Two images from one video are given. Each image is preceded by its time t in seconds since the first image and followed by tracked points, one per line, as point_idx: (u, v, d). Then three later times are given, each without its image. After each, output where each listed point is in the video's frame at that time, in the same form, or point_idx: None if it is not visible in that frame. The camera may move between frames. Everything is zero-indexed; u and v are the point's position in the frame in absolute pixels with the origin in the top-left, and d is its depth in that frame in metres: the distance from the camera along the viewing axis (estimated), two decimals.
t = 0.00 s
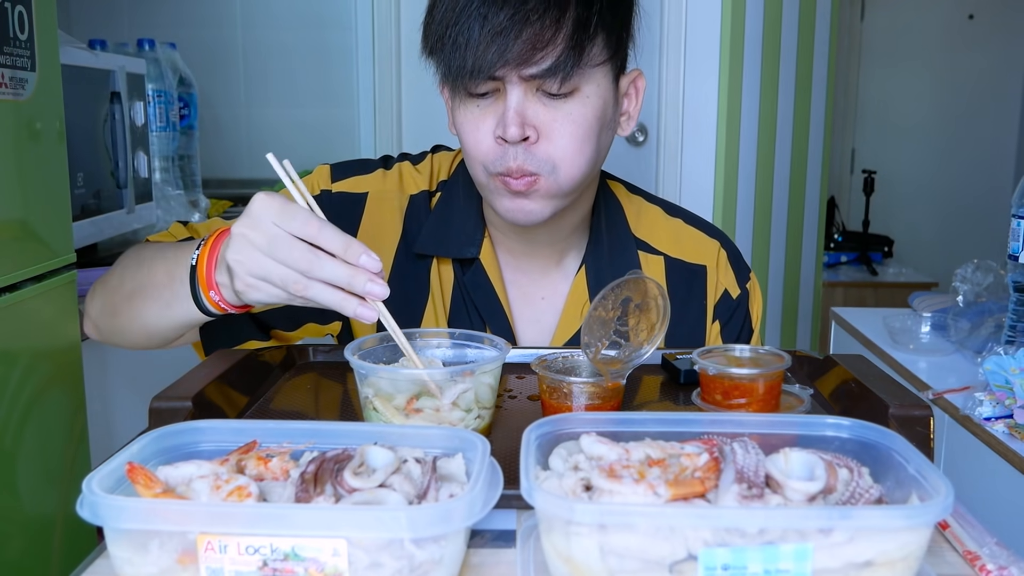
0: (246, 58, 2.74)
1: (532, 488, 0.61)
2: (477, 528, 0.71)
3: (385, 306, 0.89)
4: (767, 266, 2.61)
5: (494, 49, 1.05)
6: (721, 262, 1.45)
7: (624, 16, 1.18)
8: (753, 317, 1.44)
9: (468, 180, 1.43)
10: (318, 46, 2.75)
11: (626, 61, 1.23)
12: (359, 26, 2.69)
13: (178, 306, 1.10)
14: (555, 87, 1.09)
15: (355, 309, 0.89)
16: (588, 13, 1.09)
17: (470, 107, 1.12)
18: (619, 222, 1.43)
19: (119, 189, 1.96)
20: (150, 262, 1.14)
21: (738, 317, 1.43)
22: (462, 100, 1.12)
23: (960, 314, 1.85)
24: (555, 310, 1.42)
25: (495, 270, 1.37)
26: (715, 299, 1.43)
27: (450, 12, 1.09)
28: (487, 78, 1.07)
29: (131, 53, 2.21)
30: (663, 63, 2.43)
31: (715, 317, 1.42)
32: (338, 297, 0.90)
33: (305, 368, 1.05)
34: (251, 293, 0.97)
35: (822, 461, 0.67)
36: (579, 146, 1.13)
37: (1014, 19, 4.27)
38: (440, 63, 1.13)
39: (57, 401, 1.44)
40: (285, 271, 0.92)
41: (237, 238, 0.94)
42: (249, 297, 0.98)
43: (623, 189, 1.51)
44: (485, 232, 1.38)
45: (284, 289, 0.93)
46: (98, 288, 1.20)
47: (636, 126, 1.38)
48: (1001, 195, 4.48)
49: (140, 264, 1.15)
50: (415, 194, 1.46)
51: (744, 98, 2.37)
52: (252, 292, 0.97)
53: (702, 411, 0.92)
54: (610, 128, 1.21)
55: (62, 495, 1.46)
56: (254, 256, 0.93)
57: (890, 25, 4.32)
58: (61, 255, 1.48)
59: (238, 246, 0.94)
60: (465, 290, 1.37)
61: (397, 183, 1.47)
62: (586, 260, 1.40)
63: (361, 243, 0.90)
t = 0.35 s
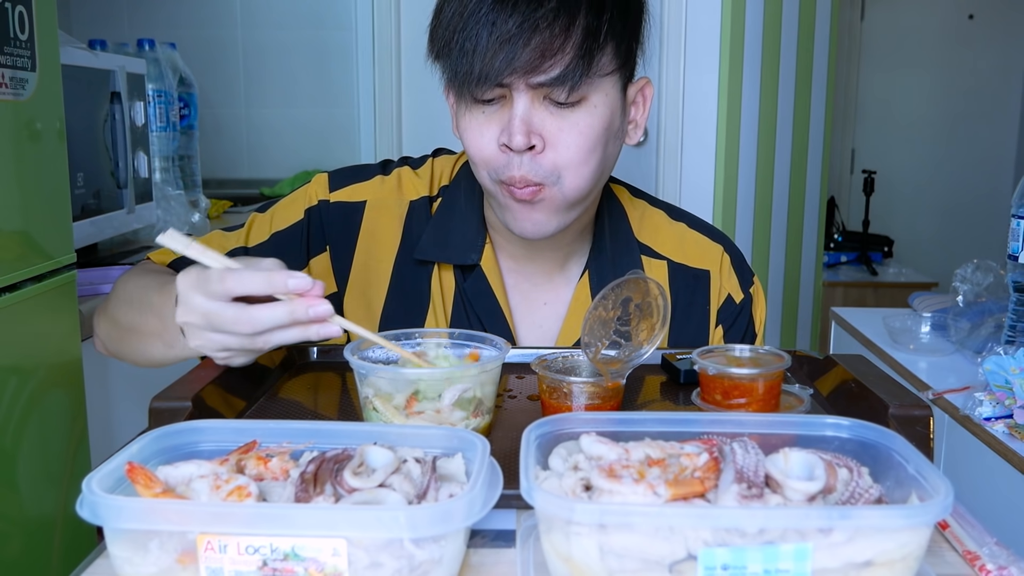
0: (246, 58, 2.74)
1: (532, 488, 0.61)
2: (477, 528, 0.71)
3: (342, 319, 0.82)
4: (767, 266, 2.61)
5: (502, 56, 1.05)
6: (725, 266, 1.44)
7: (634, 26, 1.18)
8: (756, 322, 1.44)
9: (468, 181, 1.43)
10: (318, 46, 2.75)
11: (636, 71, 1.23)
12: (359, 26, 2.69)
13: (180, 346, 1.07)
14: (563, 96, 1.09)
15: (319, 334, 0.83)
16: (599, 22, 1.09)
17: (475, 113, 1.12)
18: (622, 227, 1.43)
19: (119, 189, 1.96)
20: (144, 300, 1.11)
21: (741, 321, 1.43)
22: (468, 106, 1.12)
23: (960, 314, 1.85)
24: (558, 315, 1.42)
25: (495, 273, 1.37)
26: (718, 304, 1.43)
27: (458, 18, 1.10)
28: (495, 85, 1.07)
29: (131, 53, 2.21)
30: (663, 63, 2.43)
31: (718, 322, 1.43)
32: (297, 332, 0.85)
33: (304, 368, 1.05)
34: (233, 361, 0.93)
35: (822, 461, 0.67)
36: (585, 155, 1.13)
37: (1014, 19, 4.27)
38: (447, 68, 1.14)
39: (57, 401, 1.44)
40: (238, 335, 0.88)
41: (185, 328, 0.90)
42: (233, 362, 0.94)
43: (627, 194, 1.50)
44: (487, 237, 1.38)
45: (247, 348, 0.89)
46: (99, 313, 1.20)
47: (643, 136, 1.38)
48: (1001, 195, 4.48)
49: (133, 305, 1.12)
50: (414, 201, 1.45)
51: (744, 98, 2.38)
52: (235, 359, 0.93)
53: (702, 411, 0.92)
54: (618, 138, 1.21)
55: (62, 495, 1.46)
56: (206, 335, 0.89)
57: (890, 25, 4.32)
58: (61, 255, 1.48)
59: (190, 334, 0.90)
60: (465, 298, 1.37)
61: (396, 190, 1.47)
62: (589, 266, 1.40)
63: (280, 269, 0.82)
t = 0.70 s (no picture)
0: (246, 58, 2.74)
1: (532, 488, 0.61)
2: (477, 528, 0.71)
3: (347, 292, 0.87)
4: (767, 266, 2.61)
5: (496, 57, 1.05)
6: (724, 265, 1.44)
7: (630, 25, 1.17)
8: (756, 322, 1.44)
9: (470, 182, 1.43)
10: (318, 46, 2.75)
11: (632, 70, 1.23)
12: (359, 26, 2.69)
13: (170, 316, 1.08)
14: (557, 97, 1.09)
15: (322, 302, 0.87)
16: (593, 22, 1.09)
17: (471, 115, 1.12)
18: (622, 227, 1.43)
19: (119, 189, 1.96)
20: (140, 272, 1.12)
21: (740, 321, 1.43)
22: (464, 107, 1.12)
23: (961, 314, 1.85)
24: (557, 315, 1.42)
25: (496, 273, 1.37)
26: (717, 303, 1.43)
27: (452, 18, 1.09)
28: (489, 86, 1.07)
29: (131, 53, 2.21)
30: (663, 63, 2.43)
31: (717, 321, 1.43)
32: (301, 294, 0.89)
33: (303, 368, 1.05)
34: (226, 313, 0.98)
35: (822, 461, 0.67)
36: (580, 156, 1.13)
37: (1014, 19, 4.27)
38: (442, 70, 1.14)
39: (57, 401, 1.44)
40: (243, 285, 0.92)
41: (189, 267, 0.93)
42: (226, 314, 0.99)
43: (627, 193, 1.50)
44: (487, 237, 1.38)
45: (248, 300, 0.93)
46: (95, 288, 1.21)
47: (641, 134, 1.38)
48: (1001, 195, 4.48)
49: (132, 273, 1.14)
50: (415, 199, 1.46)
51: (744, 98, 2.37)
52: (227, 311, 0.98)
53: (702, 411, 0.92)
54: (614, 138, 1.21)
55: (62, 496, 1.46)
56: (209, 278, 0.93)
57: (890, 25, 4.32)
58: (61, 255, 1.48)
59: (192, 274, 0.94)
60: (466, 296, 1.37)
61: (397, 188, 1.48)
62: (589, 266, 1.40)
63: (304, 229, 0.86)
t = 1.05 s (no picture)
0: (246, 58, 2.74)
1: (532, 488, 0.61)
2: (477, 528, 0.71)
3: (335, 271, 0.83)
4: (767, 266, 2.61)
5: (511, 62, 1.05)
6: (730, 271, 1.44)
7: (646, 36, 1.17)
8: (760, 326, 1.45)
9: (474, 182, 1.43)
10: (319, 46, 2.75)
11: (646, 80, 1.23)
12: (359, 25, 2.69)
13: (161, 252, 1.08)
14: (571, 104, 1.09)
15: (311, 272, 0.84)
16: (610, 31, 1.09)
17: (484, 119, 1.12)
18: (630, 231, 1.43)
19: (119, 189, 1.96)
20: (137, 211, 1.14)
21: (745, 326, 1.43)
22: (477, 111, 1.12)
23: (961, 314, 1.85)
24: (562, 317, 1.42)
25: (504, 274, 1.36)
26: (722, 309, 1.43)
27: (469, 22, 1.10)
28: (503, 91, 1.07)
29: (131, 53, 2.21)
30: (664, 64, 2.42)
31: (722, 326, 1.43)
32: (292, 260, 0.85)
33: (303, 368, 1.06)
34: (214, 257, 0.94)
35: (822, 461, 0.67)
36: (591, 165, 1.13)
37: (1014, 19, 4.27)
38: (456, 73, 1.14)
39: (57, 401, 1.44)
40: (235, 236, 0.88)
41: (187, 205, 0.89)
42: (213, 259, 0.95)
43: (636, 199, 1.51)
44: (497, 237, 1.37)
45: (239, 250, 0.89)
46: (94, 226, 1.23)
47: (652, 144, 1.38)
48: (1000, 195, 4.47)
49: (132, 210, 1.15)
50: (426, 193, 1.46)
51: (744, 98, 2.37)
52: (216, 256, 0.94)
53: (702, 411, 0.92)
54: (625, 147, 1.21)
55: (62, 495, 1.46)
56: (204, 220, 0.89)
57: (890, 25, 4.32)
58: (61, 255, 1.48)
59: (190, 212, 0.90)
60: (473, 296, 1.36)
61: (409, 181, 1.48)
62: (595, 269, 1.40)
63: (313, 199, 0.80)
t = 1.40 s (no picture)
0: (246, 58, 2.74)
1: (531, 488, 0.61)
2: (477, 528, 0.71)
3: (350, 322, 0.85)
4: (767, 266, 2.61)
5: (509, 66, 1.05)
6: (732, 273, 1.44)
7: (646, 39, 1.17)
8: (760, 326, 1.44)
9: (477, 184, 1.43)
10: (319, 46, 2.75)
11: (647, 84, 1.23)
12: (359, 25, 2.69)
13: (182, 310, 1.07)
14: (569, 108, 1.09)
15: (326, 326, 0.86)
16: (608, 35, 1.09)
17: (482, 122, 1.12)
18: (632, 233, 1.43)
19: (119, 189, 1.96)
20: (154, 257, 1.11)
21: (747, 328, 1.42)
22: (475, 114, 1.12)
23: (961, 314, 1.85)
24: (565, 320, 1.42)
25: (510, 278, 1.36)
26: (724, 310, 1.43)
27: (467, 26, 1.09)
28: (501, 95, 1.07)
29: (131, 53, 2.21)
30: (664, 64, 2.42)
31: (724, 327, 1.43)
32: (306, 317, 0.88)
33: (304, 368, 1.06)
34: (235, 324, 0.98)
35: (822, 461, 0.67)
36: (589, 169, 1.13)
37: (1014, 19, 4.27)
38: (455, 76, 1.14)
39: (57, 401, 1.44)
40: (249, 303, 0.92)
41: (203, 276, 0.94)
42: (236, 325, 0.99)
43: (638, 201, 1.51)
44: (500, 240, 1.37)
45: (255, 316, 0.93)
46: (100, 264, 1.20)
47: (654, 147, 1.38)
48: (1000, 194, 4.48)
49: (142, 259, 1.12)
50: (429, 201, 1.46)
51: (745, 99, 2.38)
52: (238, 323, 0.98)
53: (702, 411, 0.92)
54: (625, 150, 1.21)
55: (62, 496, 1.46)
56: (221, 291, 0.94)
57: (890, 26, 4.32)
58: (61, 255, 1.48)
59: (206, 282, 0.95)
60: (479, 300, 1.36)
61: (412, 189, 1.48)
62: (597, 272, 1.40)
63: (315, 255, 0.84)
